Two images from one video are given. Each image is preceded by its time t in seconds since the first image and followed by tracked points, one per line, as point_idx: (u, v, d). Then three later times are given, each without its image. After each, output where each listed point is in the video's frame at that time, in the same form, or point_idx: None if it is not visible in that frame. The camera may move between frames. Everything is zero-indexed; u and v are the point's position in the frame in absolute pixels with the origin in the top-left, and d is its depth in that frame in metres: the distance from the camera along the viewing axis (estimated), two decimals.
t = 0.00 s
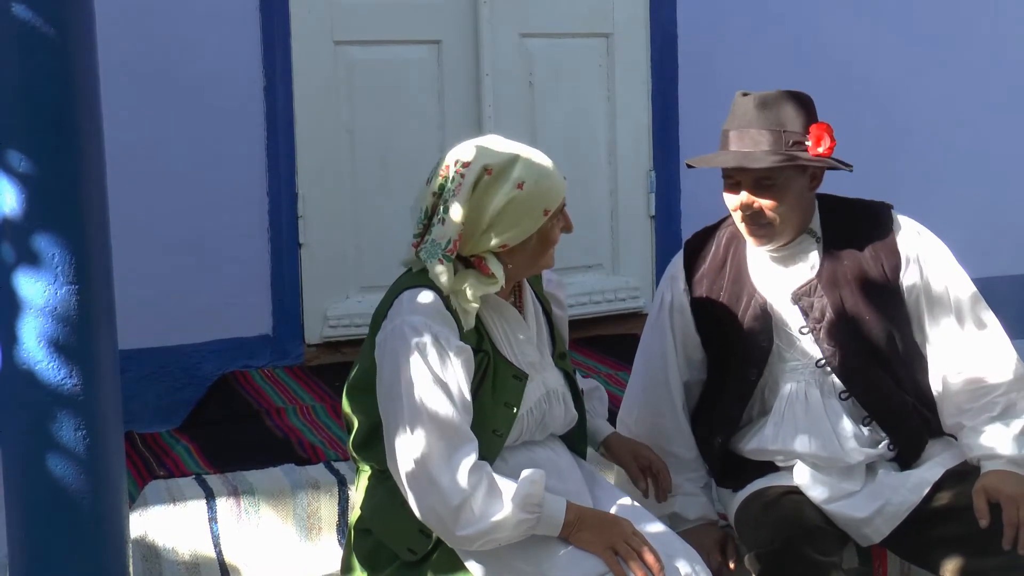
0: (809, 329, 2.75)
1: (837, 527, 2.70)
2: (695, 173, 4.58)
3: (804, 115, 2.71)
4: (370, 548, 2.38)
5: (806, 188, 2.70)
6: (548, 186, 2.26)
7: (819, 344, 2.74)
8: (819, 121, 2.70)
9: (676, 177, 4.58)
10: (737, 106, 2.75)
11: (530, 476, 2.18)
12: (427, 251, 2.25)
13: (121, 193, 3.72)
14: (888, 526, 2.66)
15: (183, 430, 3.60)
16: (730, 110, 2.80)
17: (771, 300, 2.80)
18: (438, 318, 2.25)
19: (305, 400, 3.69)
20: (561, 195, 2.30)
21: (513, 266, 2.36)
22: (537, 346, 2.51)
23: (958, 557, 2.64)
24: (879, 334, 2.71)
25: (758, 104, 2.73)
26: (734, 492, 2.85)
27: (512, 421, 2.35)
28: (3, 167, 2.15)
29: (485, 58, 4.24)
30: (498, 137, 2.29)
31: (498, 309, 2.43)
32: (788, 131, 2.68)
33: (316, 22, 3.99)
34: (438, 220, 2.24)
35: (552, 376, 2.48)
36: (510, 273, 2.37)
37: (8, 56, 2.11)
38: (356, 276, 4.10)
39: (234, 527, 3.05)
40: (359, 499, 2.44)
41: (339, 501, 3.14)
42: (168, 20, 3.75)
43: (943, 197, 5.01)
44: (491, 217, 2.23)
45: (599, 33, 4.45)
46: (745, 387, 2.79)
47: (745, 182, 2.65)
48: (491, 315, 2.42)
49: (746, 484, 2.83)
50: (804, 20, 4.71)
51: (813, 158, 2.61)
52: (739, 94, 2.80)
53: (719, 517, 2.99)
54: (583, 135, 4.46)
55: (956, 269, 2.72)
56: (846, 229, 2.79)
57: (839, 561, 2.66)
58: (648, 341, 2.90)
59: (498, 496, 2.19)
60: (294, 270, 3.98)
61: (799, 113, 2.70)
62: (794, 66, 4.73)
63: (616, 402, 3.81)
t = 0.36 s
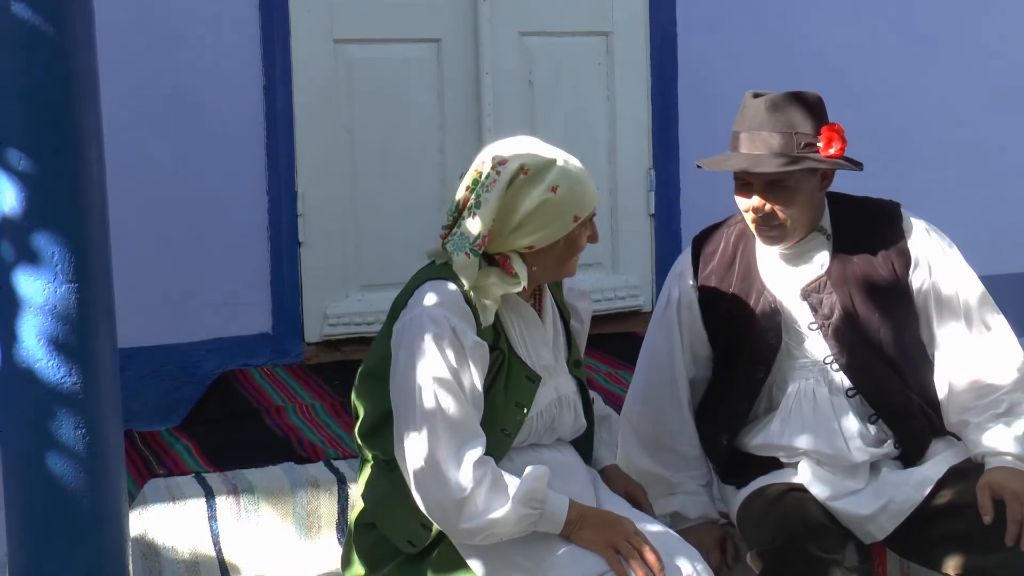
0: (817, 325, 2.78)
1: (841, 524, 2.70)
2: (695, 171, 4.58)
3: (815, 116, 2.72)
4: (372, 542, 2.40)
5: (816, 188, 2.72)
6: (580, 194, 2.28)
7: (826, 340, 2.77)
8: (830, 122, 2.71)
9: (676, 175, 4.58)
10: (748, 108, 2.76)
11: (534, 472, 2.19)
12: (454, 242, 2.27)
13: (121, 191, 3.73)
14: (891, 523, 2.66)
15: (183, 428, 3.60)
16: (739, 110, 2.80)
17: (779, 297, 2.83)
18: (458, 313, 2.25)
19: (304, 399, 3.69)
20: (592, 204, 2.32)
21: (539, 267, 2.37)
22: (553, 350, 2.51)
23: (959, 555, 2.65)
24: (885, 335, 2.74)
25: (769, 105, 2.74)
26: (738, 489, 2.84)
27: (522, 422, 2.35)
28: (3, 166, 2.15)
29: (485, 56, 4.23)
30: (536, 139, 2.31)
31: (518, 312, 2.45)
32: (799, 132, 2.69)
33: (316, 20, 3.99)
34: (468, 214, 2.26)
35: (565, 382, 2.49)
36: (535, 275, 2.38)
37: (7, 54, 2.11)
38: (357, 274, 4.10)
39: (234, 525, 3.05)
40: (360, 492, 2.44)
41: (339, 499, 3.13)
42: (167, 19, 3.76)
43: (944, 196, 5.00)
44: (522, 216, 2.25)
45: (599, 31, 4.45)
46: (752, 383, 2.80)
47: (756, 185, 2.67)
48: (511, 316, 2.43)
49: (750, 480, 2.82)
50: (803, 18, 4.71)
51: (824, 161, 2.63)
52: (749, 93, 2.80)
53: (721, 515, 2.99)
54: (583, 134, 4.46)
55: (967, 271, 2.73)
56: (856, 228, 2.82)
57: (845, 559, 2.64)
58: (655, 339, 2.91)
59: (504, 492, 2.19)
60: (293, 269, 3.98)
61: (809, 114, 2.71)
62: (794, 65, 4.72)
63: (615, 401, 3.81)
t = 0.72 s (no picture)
0: (823, 322, 2.78)
1: (841, 522, 2.70)
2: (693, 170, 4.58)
3: (825, 115, 2.72)
4: (371, 542, 2.39)
5: (826, 188, 2.73)
6: (586, 195, 2.29)
7: (831, 338, 2.77)
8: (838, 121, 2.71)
9: (676, 174, 4.57)
10: (757, 106, 2.76)
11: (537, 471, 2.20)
12: (459, 241, 2.28)
13: (119, 190, 3.73)
14: (891, 521, 2.66)
15: (181, 427, 3.60)
16: (748, 109, 2.81)
17: (785, 295, 2.83)
18: (461, 312, 2.25)
19: (303, 398, 3.68)
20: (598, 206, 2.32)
21: (541, 267, 2.37)
22: (553, 349, 2.51)
23: (958, 553, 2.65)
24: (890, 336, 2.75)
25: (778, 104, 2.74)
26: (739, 487, 2.84)
27: (523, 420, 2.35)
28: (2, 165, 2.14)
29: (483, 54, 4.23)
30: (543, 140, 2.32)
31: (517, 309, 2.45)
32: (809, 131, 2.69)
33: (314, 19, 3.98)
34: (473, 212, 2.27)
35: (566, 382, 2.48)
36: (537, 275, 2.38)
37: (5, 52, 2.11)
38: (355, 272, 4.09)
39: (232, 524, 3.04)
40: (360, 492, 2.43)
41: (338, 498, 3.13)
42: (165, 18, 3.75)
43: (944, 194, 4.98)
44: (527, 216, 2.26)
45: (597, 30, 4.45)
46: (757, 381, 2.80)
47: (766, 184, 2.67)
48: (511, 315, 2.43)
49: (752, 479, 2.82)
50: (802, 16, 4.70)
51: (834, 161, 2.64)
52: (758, 91, 2.80)
53: (719, 513, 2.99)
54: (582, 132, 4.45)
55: (972, 273, 2.76)
56: (864, 228, 2.81)
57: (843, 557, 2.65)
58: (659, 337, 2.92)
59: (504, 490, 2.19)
60: (291, 267, 3.97)
61: (819, 113, 2.72)
62: (793, 63, 4.72)
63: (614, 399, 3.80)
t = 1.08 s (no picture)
0: (817, 321, 2.79)
1: (833, 520, 2.71)
2: (685, 169, 4.59)
3: (822, 115, 2.73)
4: (360, 547, 2.39)
5: (821, 189, 2.73)
6: (527, 184, 2.27)
7: (825, 337, 2.78)
8: (834, 122, 2.72)
9: (667, 173, 4.57)
10: (754, 106, 2.76)
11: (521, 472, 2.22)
12: (404, 240, 2.26)
13: (111, 188, 3.71)
14: (884, 519, 2.67)
15: (172, 426, 3.58)
16: (745, 108, 2.81)
17: (780, 294, 2.83)
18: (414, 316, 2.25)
19: (294, 396, 3.67)
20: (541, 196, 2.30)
21: (490, 261, 2.35)
22: (516, 339, 2.49)
23: (949, 551, 2.64)
24: (884, 336, 2.75)
25: (775, 104, 2.74)
26: (732, 486, 2.85)
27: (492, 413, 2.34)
28: None
29: (475, 53, 4.23)
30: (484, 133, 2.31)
31: (473, 305, 2.43)
32: (806, 131, 2.70)
33: (307, 17, 3.97)
34: (416, 210, 2.26)
35: (535, 369, 2.47)
36: (489, 270, 2.37)
37: None
38: (347, 271, 4.08)
39: (224, 524, 3.04)
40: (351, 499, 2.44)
41: (330, 497, 3.13)
42: (158, 16, 3.74)
43: (939, 193, 4.97)
44: (467, 209, 2.24)
45: (590, 29, 4.45)
46: (751, 380, 2.80)
47: (763, 184, 2.68)
48: (467, 311, 2.42)
49: (744, 477, 2.83)
50: (795, 16, 4.70)
51: (831, 162, 2.65)
52: (755, 91, 2.81)
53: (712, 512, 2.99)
54: (574, 131, 4.46)
55: (967, 274, 2.77)
56: (859, 229, 2.81)
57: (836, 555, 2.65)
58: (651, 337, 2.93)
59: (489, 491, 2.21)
60: (283, 266, 3.96)
61: (816, 113, 2.72)
62: (786, 62, 4.73)
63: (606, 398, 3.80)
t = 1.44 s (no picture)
0: (784, 321, 2.80)
1: (800, 518, 2.73)
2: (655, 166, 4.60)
3: (790, 113, 2.73)
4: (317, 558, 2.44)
5: (788, 187, 2.74)
6: (414, 185, 2.32)
7: (791, 336, 2.79)
8: (802, 120, 2.73)
9: (636, 171, 4.58)
10: (723, 103, 2.76)
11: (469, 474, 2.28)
12: (300, 253, 2.31)
13: (77, 184, 3.68)
14: (851, 516, 2.67)
15: (139, 425, 3.56)
16: (713, 105, 2.81)
17: (746, 292, 2.84)
18: (329, 334, 2.30)
19: (262, 395, 3.66)
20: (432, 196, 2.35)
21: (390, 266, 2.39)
22: (439, 333, 2.52)
23: (914, 548, 2.64)
24: (850, 335, 2.76)
25: (743, 102, 2.74)
26: (700, 484, 2.85)
27: (427, 412, 2.38)
28: None
29: (444, 50, 4.22)
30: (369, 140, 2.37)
31: (388, 308, 2.44)
32: (773, 130, 2.70)
33: (275, 13, 3.96)
34: (307, 222, 2.31)
35: (462, 356, 2.51)
36: (392, 274, 2.41)
37: None
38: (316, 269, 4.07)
39: (191, 523, 3.03)
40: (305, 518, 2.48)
41: (296, 496, 3.13)
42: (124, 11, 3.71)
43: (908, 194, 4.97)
44: (357, 214, 2.29)
45: (559, 27, 4.46)
46: (719, 379, 2.81)
47: (730, 181, 2.67)
48: (384, 316, 2.43)
49: (712, 474, 2.83)
50: (766, 14, 4.71)
51: (798, 160, 2.65)
52: (723, 88, 2.80)
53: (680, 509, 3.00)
54: (542, 129, 4.46)
55: (933, 272, 2.79)
56: (826, 228, 2.83)
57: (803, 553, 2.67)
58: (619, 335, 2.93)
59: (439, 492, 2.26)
60: (251, 263, 3.95)
61: (783, 111, 2.73)
62: (756, 60, 4.73)
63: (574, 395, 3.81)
